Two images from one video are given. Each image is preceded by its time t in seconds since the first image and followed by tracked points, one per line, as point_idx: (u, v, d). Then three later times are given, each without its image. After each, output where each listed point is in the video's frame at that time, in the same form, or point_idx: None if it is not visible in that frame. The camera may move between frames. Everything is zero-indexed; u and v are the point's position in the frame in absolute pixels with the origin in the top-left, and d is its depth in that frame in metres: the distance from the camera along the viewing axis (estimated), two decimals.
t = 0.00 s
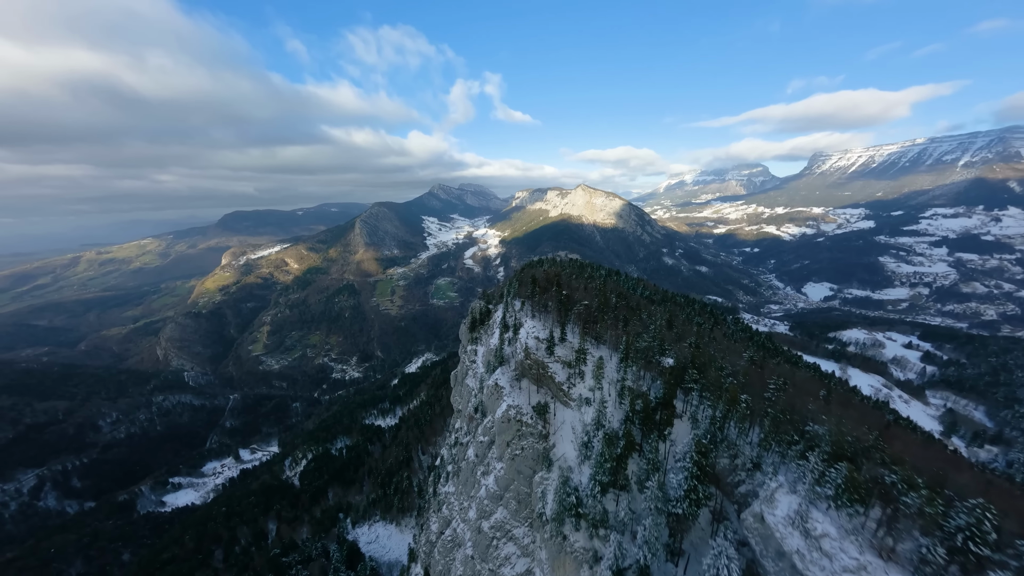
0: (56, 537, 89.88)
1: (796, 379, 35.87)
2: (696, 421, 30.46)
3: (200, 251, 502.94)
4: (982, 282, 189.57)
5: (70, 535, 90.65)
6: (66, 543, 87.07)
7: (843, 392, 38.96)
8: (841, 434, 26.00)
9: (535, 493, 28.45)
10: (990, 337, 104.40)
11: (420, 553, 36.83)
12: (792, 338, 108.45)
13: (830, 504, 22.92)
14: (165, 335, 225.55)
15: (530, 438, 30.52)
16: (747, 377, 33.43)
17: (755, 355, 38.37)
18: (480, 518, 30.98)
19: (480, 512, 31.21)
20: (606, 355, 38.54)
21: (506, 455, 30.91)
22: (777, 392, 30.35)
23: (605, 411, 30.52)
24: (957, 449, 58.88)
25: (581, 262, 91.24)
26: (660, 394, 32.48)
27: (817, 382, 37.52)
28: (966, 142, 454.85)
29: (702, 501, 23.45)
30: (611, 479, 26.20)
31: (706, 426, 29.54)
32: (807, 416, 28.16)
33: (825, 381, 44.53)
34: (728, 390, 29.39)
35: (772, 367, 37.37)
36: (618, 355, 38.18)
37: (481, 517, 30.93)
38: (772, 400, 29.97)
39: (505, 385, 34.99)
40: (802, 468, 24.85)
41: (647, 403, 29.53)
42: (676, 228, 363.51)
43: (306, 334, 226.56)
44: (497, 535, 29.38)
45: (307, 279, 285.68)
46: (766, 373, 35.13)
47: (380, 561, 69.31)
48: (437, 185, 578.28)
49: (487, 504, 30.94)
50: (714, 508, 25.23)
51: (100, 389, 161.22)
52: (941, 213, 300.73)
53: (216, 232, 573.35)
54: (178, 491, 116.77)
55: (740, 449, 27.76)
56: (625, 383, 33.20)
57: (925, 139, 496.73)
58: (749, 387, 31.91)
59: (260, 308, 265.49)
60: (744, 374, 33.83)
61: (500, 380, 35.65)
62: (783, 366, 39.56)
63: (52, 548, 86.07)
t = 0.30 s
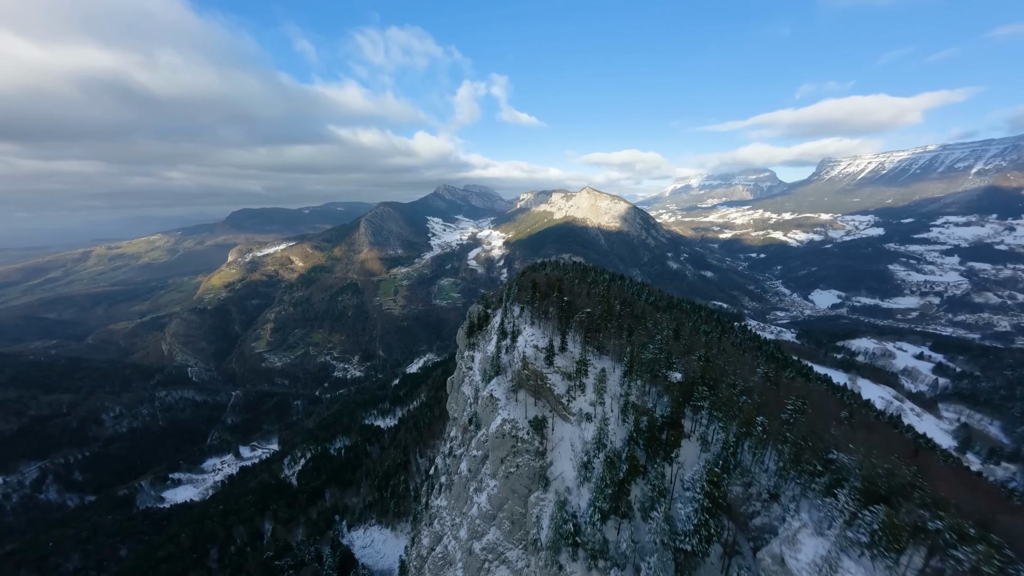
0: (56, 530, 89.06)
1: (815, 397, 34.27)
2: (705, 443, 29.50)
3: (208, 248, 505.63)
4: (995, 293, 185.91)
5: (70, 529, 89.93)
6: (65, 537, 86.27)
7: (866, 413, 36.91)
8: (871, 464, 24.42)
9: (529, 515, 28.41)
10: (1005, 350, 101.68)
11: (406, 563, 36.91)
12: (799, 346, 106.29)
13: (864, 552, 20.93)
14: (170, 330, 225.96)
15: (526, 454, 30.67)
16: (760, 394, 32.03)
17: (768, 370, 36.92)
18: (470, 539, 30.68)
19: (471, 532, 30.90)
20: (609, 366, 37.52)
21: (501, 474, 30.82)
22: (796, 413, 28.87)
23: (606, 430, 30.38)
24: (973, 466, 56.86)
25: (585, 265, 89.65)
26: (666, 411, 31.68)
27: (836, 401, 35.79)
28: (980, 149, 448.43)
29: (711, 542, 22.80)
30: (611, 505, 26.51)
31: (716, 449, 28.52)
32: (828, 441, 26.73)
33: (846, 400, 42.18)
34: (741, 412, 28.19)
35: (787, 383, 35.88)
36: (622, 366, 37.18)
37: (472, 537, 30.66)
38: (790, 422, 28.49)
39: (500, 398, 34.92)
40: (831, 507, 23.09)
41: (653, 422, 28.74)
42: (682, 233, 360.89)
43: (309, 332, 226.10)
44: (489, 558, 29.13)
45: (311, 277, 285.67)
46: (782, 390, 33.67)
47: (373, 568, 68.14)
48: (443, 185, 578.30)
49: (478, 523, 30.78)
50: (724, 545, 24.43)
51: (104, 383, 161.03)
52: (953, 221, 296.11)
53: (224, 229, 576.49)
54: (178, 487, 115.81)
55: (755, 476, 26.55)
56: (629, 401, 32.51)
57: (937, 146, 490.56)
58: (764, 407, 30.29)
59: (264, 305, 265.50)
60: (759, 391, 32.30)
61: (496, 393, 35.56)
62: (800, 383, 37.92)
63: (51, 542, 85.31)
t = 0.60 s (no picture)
0: (56, 523, 88.35)
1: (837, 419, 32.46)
2: (716, 467, 28.05)
3: (214, 244, 507.78)
4: (1008, 302, 182.48)
5: (70, 522, 89.06)
6: (63, 531, 85.38)
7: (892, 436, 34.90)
8: (907, 502, 22.65)
9: (523, 539, 27.13)
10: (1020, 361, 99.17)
11: None
12: (807, 353, 104.04)
13: None
14: (174, 325, 226.30)
15: (522, 472, 29.42)
16: (775, 414, 30.56)
17: (784, 387, 35.33)
18: (461, 559, 29.64)
19: (462, 553, 29.90)
20: (612, 379, 36.56)
21: (493, 491, 29.86)
22: (817, 438, 27.28)
23: (608, 449, 29.18)
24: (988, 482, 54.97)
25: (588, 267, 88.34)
26: (673, 431, 30.45)
27: (858, 422, 34.00)
28: (993, 156, 442.14)
29: None
30: (612, 536, 25.05)
31: (729, 476, 27.02)
32: (853, 473, 25.15)
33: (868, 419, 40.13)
34: (756, 437, 26.65)
35: (803, 401, 34.35)
36: (626, 379, 36.13)
37: (463, 558, 29.60)
38: (811, 448, 26.85)
39: (497, 410, 34.01)
40: (867, 553, 21.18)
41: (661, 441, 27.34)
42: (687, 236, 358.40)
43: (312, 329, 225.70)
44: None
45: (315, 275, 285.55)
46: (799, 410, 32.06)
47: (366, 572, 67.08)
48: (448, 185, 578.27)
49: (469, 544, 29.79)
50: None
51: (108, 376, 161.00)
52: (964, 228, 291.77)
53: (230, 225, 578.95)
54: (178, 482, 114.71)
55: (771, 508, 24.96)
56: (633, 418, 31.33)
57: (949, 152, 484.27)
58: (782, 430, 28.80)
59: (269, 302, 265.61)
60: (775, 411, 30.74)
61: (491, 404, 34.69)
62: (817, 401, 36.27)
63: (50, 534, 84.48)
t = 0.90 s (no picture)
0: (57, 515, 87.68)
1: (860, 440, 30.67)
2: (729, 494, 27.07)
3: (221, 240, 509.27)
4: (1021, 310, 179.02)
5: (70, 514, 87.44)
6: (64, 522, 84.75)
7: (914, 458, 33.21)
8: (952, 551, 20.68)
9: (517, 561, 26.14)
10: None
11: None
12: (814, 359, 101.86)
13: None
14: (179, 320, 226.45)
15: (516, 490, 28.68)
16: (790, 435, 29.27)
17: (800, 404, 33.85)
18: None
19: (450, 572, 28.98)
20: (615, 392, 35.79)
21: (484, 509, 28.94)
22: (839, 463, 25.64)
23: (609, 471, 28.31)
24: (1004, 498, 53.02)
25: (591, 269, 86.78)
26: (681, 452, 29.41)
27: (883, 443, 32.20)
28: (1007, 161, 434.84)
29: None
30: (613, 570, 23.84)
31: (744, 508, 25.78)
32: (883, 506, 23.57)
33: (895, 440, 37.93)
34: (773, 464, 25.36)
35: (822, 421, 32.79)
36: (629, 393, 35.52)
37: None
38: (836, 477, 25.15)
39: (492, 423, 33.25)
40: None
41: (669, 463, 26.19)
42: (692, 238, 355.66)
43: (315, 326, 225.19)
44: None
45: (319, 272, 285.15)
46: (817, 430, 30.52)
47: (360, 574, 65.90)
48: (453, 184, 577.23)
49: (459, 565, 28.65)
50: None
51: (113, 369, 160.91)
52: (977, 234, 286.98)
53: (237, 222, 580.87)
54: (178, 477, 113.96)
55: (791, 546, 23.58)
56: (638, 437, 30.31)
57: (961, 156, 477.32)
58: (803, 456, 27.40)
59: (273, 298, 265.42)
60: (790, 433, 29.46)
61: (484, 416, 34.01)
62: (833, 417, 34.80)
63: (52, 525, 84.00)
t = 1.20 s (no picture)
0: (59, 506, 86.96)
1: (890, 465, 28.49)
2: (743, 525, 25.82)
3: (226, 235, 510.47)
4: None
5: (71, 506, 87.06)
6: (66, 514, 83.87)
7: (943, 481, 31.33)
8: None
9: None
10: None
11: None
12: (821, 364, 100.03)
13: None
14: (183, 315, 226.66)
15: (509, 511, 27.66)
16: (811, 459, 27.51)
17: (821, 424, 32.02)
18: None
19: None
20: (618, 406, 34.70)
21: (475, 529, 27.86)
22: (867, 493, 23.70)
23: (611, 494, 27.20)
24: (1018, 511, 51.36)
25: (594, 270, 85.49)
26: (690, 476, 27.99)
27: (907, 467, 30.60)
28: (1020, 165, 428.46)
29: None
30: None
31: (761, 544, 24.34)
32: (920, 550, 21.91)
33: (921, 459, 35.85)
34: (796, 497, 23.68)
35: (843, 441, 31.09)
36: (633, 407, 34.37)
37: None
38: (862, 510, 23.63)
39: (487, 437, 32.19)
40: None
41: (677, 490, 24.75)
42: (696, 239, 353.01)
43: (317, 322, 224.81)
44: None
45: (322, 268, 285.01)
46: (839, 454, 28.70)
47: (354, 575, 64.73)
48: (457, 182, 576.25)
49: None
50: None
51: (118, 362, 160.75)
52: (988, 238, 282.73)
53: (242, 217, 582.25)
54: (179, 471, 113.34)
55: None
56: (643, 457, 29.08)
57: (973, 159, 470.98)
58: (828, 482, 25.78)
59: (276, 293, 265.30)
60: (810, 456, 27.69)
61: (479, 430, 32.96)
62: (854, 436, 33.04)
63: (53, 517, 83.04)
